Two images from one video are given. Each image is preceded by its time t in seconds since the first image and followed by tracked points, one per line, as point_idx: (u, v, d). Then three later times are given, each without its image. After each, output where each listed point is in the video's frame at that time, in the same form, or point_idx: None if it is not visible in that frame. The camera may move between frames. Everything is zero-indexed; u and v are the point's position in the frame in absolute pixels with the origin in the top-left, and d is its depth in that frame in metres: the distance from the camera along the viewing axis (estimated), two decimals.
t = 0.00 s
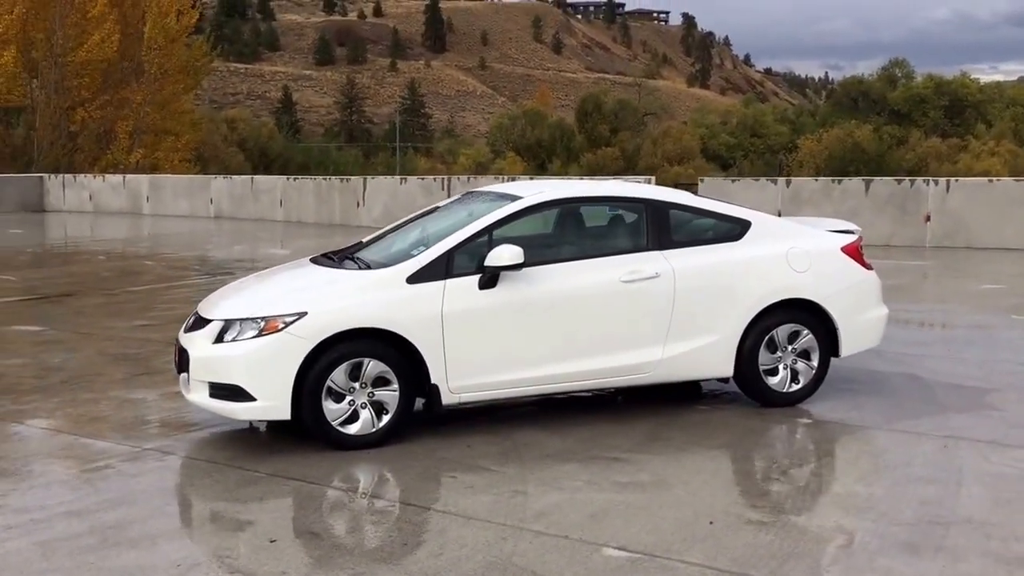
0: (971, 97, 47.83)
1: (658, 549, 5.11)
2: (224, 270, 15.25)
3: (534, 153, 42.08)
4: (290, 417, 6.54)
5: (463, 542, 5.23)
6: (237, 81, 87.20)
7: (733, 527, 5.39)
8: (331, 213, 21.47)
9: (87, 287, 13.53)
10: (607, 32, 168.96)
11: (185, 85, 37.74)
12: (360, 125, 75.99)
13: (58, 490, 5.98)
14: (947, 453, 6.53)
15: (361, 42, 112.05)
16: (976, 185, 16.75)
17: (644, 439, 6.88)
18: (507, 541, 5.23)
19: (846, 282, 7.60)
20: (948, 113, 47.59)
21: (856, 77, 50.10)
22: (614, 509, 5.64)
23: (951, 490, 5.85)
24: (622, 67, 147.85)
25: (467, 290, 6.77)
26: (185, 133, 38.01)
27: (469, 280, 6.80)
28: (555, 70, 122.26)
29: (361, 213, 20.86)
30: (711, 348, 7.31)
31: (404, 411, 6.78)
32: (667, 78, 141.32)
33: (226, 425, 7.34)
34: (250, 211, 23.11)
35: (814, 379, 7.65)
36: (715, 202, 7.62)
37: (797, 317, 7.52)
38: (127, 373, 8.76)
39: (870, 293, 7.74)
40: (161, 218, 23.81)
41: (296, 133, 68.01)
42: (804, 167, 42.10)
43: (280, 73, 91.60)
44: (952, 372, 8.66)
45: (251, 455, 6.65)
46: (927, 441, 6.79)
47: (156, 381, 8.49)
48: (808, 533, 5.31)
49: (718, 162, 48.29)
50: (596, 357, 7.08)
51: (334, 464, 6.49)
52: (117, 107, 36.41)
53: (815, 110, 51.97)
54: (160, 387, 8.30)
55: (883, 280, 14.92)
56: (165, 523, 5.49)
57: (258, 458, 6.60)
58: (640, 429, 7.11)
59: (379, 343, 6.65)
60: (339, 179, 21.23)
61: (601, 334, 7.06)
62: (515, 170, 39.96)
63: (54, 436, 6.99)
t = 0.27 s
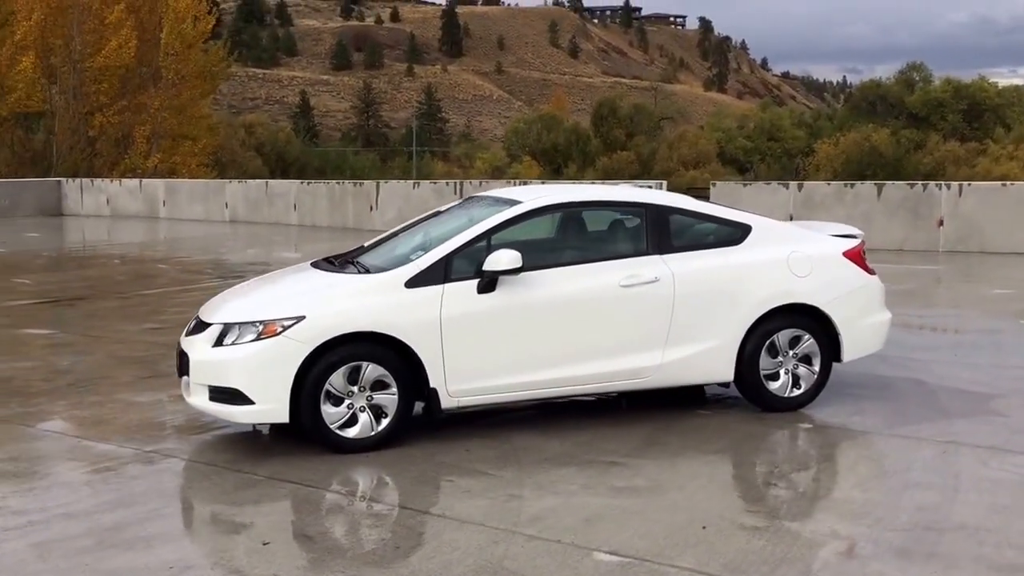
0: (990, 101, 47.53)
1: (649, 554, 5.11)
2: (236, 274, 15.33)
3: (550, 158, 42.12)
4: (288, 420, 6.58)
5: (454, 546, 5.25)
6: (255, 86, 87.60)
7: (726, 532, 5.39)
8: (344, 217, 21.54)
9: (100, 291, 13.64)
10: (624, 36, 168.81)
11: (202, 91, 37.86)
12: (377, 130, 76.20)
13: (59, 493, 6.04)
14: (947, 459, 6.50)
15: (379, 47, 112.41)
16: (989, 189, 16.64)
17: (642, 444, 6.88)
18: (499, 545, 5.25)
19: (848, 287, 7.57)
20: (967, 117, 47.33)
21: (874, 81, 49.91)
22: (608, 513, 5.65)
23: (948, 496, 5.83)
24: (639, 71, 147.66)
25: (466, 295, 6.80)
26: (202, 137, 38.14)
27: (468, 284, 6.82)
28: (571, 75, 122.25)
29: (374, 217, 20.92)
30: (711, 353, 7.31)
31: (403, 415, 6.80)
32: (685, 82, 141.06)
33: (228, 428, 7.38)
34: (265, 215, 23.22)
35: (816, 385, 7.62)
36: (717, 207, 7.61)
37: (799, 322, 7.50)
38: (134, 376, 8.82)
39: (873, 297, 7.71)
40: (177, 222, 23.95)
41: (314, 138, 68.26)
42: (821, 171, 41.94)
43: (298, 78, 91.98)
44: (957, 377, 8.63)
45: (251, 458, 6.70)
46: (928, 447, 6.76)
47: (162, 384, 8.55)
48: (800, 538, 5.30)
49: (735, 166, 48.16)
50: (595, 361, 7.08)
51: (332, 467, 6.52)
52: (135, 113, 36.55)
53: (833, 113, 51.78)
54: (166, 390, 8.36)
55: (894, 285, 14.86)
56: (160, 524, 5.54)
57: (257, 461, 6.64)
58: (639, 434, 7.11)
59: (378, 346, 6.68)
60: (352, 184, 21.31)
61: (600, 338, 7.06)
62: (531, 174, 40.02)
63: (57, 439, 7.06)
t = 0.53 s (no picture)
0: (1009, 102, 47.21)
1: (640, 556, 5.11)
2: (248, 275, 15.41)
3: (567, 160, 42.15)
4: (286, 421, 6.61)
5: (445, 547, 5.28)
6: (273, 89, 87.99)
7: (717, 535, 5.38)
8: (357, 219, 21.61)
9: (112, 292, 13.75)
10: (641, 39, 168.53)
11: (220, 94, 38.30)
12: (394, 133, 76.39)
13: (58, 493, 6.09)
14: (946, 462, 6.46)
15: (396, 50, 112.73)
16: (1003, 193, 16.49)
17: (639, 446, 6.88)
18: (489, 547, 5.26)
19: (848, 289, 7.55)
20: (985, 119, 47.06)
21: (892, 83, 49.71)
22: (600, 515, 5.65)
23: (944, 500, 5.80)
24: (656, 74, 147.43)
25: (463, 296, 6.82)
26: (220, 140, 38.45)
27: (465, 286, 6.84)
28: (588, 77, 122.24)
29: (387, 219, 20.98)
30: (710, 355, 7.31)
31: (401, 416, 6.83)
32: (703, 85, 140.86)
33: (229, 429, 7.44)
34: (279, 217, 23.33)
35: (817, 388, 7.61)
36: (717, 209, 7.60)
37: (799, 324, 7.48)
38: (140, 377, 8.89)
39: (874, 300, 7.68)
40: (192, 225, 24.09)
41: (331, 140, 68.49)
42: (839, 174, 41.78)
43: (316, 81, 92.29)
44: (962, 380, 8.58)
45: (249, 459, 6.74)
46: (927, 450, 6.73)
47: (167, 384, 8.62)
48: (792, 540, 5.28)
49: (752, 168, 48.05)
50: (593, 363, 7.10)
51: (330, 468, 6.56)
52: (154, 116, 36.65)
53: (851, 115, 51.57)
54: (170, 390, 8.42)
55: (905, 287, 14.79)
56: (154, 524, 5.59)
57: (255, 462, 6.68)
58: (637, 437, 7.11)
59: (375, 348, 6.71)
60: (366, 186, 21.38)
61: (597, 340, 7.07)
62: (547, 177, 40.06)
63: (60, 438, 7.13)
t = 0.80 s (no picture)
0: None
1: (630, 555, 5.13)
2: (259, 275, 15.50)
3: (583, 161, 42.25)
4: (285, 421, 6.66)
5: (437, 547, 5.31)
6: (290, 90, 88.33)
7: (710, 535, 5.38)
8: (370, 220, 21.69)
9: (123, 292, 13.85)
10: (658, 39, 168.15)
11: (236, 95, 38.57)
12: (411, 134, 76.55)
13: (59, 491, 6.15)
14: (943, 465, 6.44)
15: (413, 51, 112.98)
16: (1017, 194, 16.41)
17: (637, 447, 6.89)
18: (481, 546, 5.29)
19: (848, 289, 7.56)
20: (1005, 119, 46.77)
21: (911, 83, 49.46)
22: (593, 515, 5.67)
23: (940, 502, 5.79)
24: (673, 74, 147.16)
25: (462, 296, 6.85)
26: (236, 140, 38.67)
27: (464, 286, 6.87)
28: (605, 78, 122.10)
29: (400, 220, 21.06)
30: (709, 355, 7.32)
31: (400, 415, 6.87)
32: (721, 86, 140.55)
33: (231, 428, 7.50)
34: (293, 218, 23.44)
35: (818, 389, 7.62)
36: (716, 210, 7.61)
37: (798, 325, 7.49)
38: (147, 376, 8.96)
39: (874, 301, 7.68)
40: (207, 225, 24.22)
41: (348, 142, 68.73)
42: (856, 175, 41.63)
43: (333, 82, 92.55)
44: (966, 382, 8.54)
45: (249, 457, 6.79)
46: (926, 452, 6.72)
47: (172, 383, 8.68)
48: (784, 540, 5.28)
49: (769, 169, 47.92)
50: (592, 364, 7.11)
51: (329, 467, 6.60)
52: (170, 117, 36.95)
53: (868, 116, 51.35)
54: (175, 389, 8.49)
55: (915, 288, 14.72)
56: (150, 522, 5.63)
57: (255, 461, 6.73)
58: (636, 437, 7.13)
59: (374, 347, 6.75)
60: (378, 186, 21.43)
61: (597, 340, 7.10)
62: (563, 178, 40.07)
63: (63, 437, 7.20)
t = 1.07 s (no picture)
0: None
1: (623, 553, 5.14)
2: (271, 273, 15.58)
3: (598, 162, 42.17)
4: (286, 418, 6.71)
5: (432, 543, 5.34)
6: (307, 89, 88.61)
7: (703, 533, 5.39)
8: (382, 219, 21.76)
9: (135, 290, 13.94)
10: (675, 39, 167.66)
11: (252, 94, 38.53)
12: (427, 133, 76.65)
13: (60, 486, 6.20)
14: (942, 466, 6.43)
15: (429, 51, 113.14)
16: None
17: (637, 447, 6.90)
18: (475, 544, 5.31)
19: (850, 290, 7.57)
20: None
21: (929, 83, 49.20)
22: (589, 513, 5.69)
23: (935, 504, 5.79)
24: (690, 74, 146.78)
25: (462, 295, 6.89)
26: (252, 139, 38.68)
27: (464, 285, 6.92)
28: (622, 78, 121.93)
29: (412, 219, 21.12)
30: (710, 355, 7.35)
31: (401, 413, 6.91)
32: (738, 86, 140.17)
33: (234, 425, 7.56)
34: (306, 216, 23.53)
35: (819, 389, 7.61)
36: (718, 210, 7.63)
37: (800, 325, 7.50)
38: (153, 373, 9.03)
39: (876, 301, 7.69)
40: (221, 224, 24.35)
41: (363, 141, 68.90)
42: (872, 176, 41.45)
43: (349, 82, 92.74)
44: (971, 384, 8.50)
45: (250, 453, 6.83)
46: (926, 453, 6.70)
47: (179, 381, 8.75)
48: (777, 540, 5.29)
49: (785, 169, 47.77)
50: (592, 363, 7.15)
51: (329, 464, 6.64)
52: (185, 116, 37.20)
53: (886, 116, 51.11)
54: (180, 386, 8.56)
55: (926, 290, 14.65)
56: (148, 516, 5.68)
57: (256, 458, 6.78)
58: (635, 437, 7.14)
59: (375, 346, 6.80)
60: (391, 186, 21.49)
61: (597, 339, 7.14)
62: (579, 178, 40.07)
63: (68, 433, 7.27)
